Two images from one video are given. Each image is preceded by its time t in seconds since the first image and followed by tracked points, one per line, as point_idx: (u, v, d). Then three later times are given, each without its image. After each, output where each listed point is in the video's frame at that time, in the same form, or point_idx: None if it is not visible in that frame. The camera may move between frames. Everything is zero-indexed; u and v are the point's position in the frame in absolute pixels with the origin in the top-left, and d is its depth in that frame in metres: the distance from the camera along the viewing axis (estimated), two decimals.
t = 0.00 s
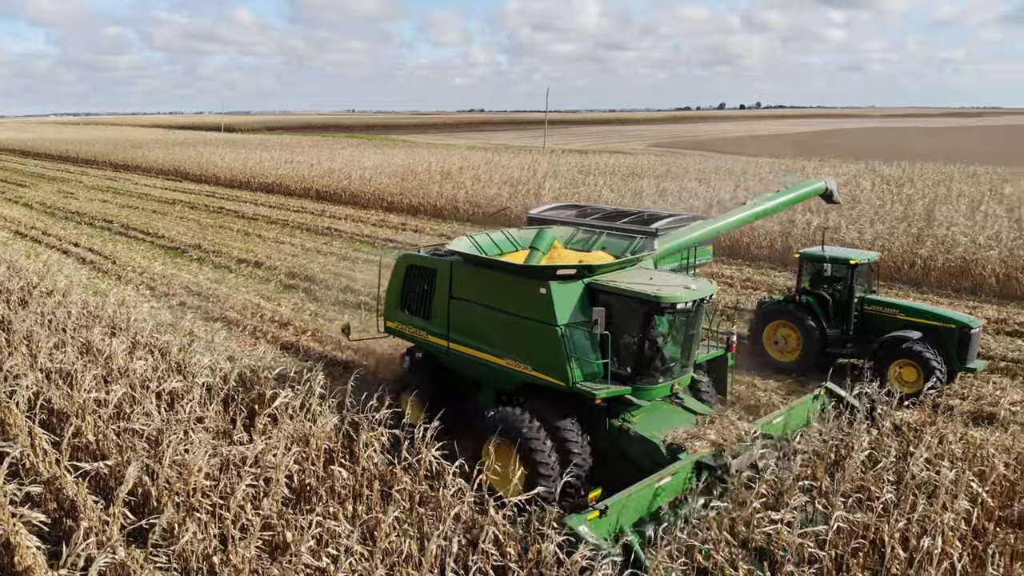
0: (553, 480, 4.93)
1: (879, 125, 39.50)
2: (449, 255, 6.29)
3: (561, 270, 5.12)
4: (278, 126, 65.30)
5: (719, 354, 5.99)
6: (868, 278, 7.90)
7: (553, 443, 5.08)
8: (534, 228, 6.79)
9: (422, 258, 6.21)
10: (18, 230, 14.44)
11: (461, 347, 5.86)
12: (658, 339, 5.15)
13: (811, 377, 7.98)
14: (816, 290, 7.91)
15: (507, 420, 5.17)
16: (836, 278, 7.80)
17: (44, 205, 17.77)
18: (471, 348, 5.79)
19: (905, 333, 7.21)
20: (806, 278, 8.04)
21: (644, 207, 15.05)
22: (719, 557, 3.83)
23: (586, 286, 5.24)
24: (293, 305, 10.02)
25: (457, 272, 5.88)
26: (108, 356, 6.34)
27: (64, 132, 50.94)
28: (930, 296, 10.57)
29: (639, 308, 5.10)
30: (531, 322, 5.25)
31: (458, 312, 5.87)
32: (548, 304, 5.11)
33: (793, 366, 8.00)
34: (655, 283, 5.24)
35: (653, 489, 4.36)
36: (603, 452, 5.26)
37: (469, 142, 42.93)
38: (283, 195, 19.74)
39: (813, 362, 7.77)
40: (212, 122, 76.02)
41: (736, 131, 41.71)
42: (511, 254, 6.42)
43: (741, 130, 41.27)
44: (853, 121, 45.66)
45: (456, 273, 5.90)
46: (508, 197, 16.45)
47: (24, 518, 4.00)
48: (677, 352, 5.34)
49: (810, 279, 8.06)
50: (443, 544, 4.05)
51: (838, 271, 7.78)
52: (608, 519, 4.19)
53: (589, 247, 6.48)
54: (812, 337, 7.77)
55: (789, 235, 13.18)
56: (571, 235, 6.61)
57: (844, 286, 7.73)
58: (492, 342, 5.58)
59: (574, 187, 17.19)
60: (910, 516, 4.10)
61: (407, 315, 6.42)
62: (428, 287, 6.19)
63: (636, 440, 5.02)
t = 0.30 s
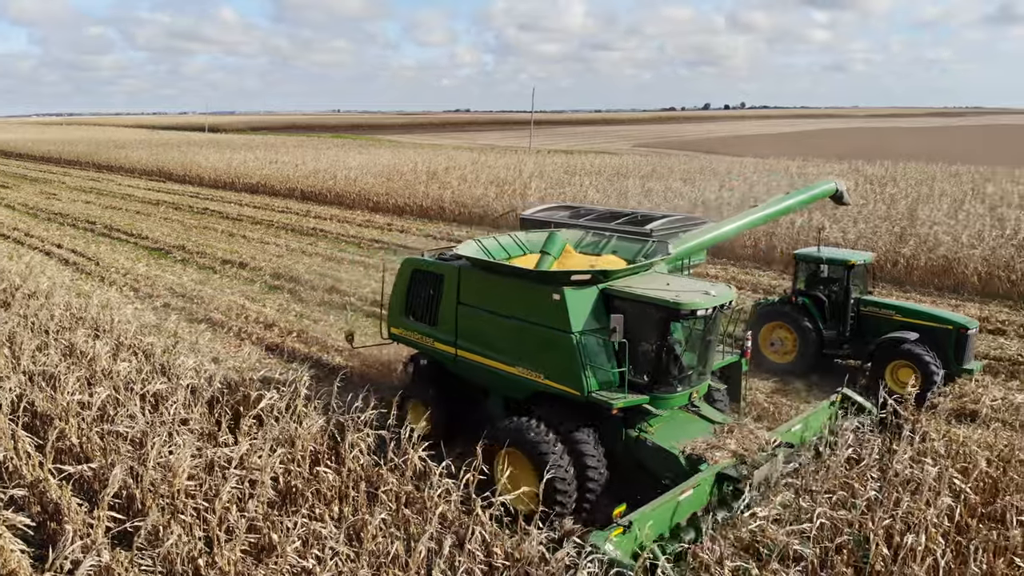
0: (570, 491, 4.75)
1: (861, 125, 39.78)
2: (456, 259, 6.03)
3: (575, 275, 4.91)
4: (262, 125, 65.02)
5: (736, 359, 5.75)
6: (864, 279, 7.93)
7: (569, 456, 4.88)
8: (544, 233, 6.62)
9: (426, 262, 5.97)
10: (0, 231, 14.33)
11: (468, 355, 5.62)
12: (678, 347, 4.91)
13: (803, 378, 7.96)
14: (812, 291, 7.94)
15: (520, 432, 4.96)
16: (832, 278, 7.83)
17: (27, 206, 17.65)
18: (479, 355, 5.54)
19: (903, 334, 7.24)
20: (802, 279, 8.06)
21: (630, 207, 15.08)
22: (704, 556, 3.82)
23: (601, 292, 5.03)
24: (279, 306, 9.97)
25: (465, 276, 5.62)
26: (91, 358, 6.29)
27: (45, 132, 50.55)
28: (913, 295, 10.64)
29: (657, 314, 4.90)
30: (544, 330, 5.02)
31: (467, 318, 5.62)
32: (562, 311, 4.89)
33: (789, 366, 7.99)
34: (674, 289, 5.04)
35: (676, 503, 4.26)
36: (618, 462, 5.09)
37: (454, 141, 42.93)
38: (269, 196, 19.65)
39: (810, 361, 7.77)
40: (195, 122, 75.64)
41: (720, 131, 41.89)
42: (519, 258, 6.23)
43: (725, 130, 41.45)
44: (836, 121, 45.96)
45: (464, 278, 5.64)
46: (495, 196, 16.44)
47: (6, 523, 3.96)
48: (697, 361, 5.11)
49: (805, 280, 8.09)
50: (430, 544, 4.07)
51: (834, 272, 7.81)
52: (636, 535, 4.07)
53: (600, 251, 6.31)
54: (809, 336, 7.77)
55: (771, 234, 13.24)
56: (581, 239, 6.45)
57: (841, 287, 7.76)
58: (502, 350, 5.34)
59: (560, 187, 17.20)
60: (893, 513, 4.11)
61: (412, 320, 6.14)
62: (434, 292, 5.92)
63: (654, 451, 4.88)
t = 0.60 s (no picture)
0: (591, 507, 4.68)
1: (844, 125, 40.00)
2: (463, 264, 5.97)
3: (590, 281, 4.86)
4: (246, 125, 64.69)
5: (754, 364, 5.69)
6: (860, 279, 7.96)
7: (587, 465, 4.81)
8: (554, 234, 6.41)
9: (434, 268, 5.93)
10: None
11: (479, 362, 5.57)
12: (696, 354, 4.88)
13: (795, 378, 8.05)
14: (809, 291, 7.98)
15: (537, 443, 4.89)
16: (828, 279, 7.87)
17: (8, 207, 17.48)
18: (489, 362, 5.50)
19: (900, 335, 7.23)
20: (799, 280, 8.11)
21: (616, 207, 15.11)
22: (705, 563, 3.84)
23: (617, 297, 4.99)
24: (264, 307, 9.93)
25: (474, 283, 5.57)
26: (75, 361, 6.25)
27: (26, 133, 50.09)
28: (896, 293, 10.73)
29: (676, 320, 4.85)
30: (558, 336, 4.97)
31: (476, 325, 5.57)
32: (576, 318, 4.84)
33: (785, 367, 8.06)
34: (692, 294, 4.99)
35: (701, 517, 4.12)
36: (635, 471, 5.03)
37: (440, 141, 42.89)
38: (254, 196, 19.54)
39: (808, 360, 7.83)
40: (178, 122, 75.19)
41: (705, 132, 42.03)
42: (528, 262, 6.05)
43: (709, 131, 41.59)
44: (818, 121, 46.20)
45: (472, 285, 5.58)
46: (482, 195, 16.43)
47: None
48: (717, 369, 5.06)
49: (801, 281, 8.13)
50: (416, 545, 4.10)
51: (831, 272, 7.85)
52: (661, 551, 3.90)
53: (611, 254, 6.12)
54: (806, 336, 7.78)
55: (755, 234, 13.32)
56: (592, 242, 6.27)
57: (838, 287, 7.81)
58: (515, 358, 5.30)
59: (546, 187, 17.20)
60: (877, 509, 4.13)
61: (420, 327, 6.10)
62: (442, 299, 5.88)
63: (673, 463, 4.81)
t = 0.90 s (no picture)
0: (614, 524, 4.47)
1: (827, 125, 40.25)
2: (473, 270, 5.70)
3: (609, 287, 4.62)
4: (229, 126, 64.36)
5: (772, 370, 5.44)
6: (856, 280, 7.90)
7: (607, 479, 4.60)
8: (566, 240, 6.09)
9: (441, 273, 5.69)
10: None
11: (489, 371, 5.33)
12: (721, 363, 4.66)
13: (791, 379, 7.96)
14: (805, 292, 7.89)
15: (553, 456, 4.67)
16: (825, 281, 7.78)
17: None
18: (501, 372, 5.25)
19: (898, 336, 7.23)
20: (795, 281, 8.00)
21: (602, 207, 15.12)
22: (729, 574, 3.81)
23: (635, 303, 4.76)
24: (249, 309, 9.87)
25: (488, 289, 5.30)
26: (58, 364, 6.19)
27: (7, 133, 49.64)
28: (880, 293, 10.79)
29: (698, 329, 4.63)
30: (575, 345, 4.74)
31: (489, 333, 5.30)
32: (596, 326, 4.59)
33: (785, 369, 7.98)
34: (712, 301, 4.78)
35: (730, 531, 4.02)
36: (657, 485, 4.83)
37: (425, 141, 42.91)
38: (239, 197, 19.45)
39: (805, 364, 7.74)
40: (164, 122, 74.78)
41: (689, 132, 42.20)
42: (539, 267, 5.75)
43: (693, 131, 41.76)
44: (801, 122, 46.46)
45: (485, 290, 5.32)
46: (468, 196, 16.39)
47: None
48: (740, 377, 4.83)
49: (798, 282, 8.02)
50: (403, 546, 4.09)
51: (828, 274, 7.75)
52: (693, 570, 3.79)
53: (625, 259, 5.80)
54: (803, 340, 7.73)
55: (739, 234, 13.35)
56: (604, 246, 5.94)
57: (834, 289, 7.72)
58: (531, 367, 5.04)
59: (532, 187, 17.19)
60: (864, 508, 4.15)
61: (428, 335, 5.82)
62: (453, 305, 5.61)
63: (698, 474, 4.65)
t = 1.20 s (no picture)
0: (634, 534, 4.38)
1: (808, 125, 40.46)
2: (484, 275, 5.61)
3: (631, 293, 4.56)
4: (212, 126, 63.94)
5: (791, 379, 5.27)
6: (852, 281, 7.78)
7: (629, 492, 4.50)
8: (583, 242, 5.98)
9: (453, 278, 5.57)
10: None
11: (503, 379, 5.22)
12: (745, 371, 4.63)
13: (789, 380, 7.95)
14: (801, 293, 7.83)
15: (574, 470, 4.56)
16: (821, 282, 7.73)
17: None
18: (515, 380, 5.15)
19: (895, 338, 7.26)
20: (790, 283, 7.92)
21: (587, 207, 15.13)
22: None
23: (657, 310, 4.71)
24: (233, 310, 9.81)
25: (500, 294, 5.21)
26: (41, 367, 6.13)
27: None
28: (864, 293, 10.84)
29: (723, 336, 4.59)
30: (594, 354, 4.65)
31: (501, 340, 5.21)
32: (618, 333, 4.52)
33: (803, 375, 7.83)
34: (735, 307, 4.74)
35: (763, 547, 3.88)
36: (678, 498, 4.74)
37: (410, 141, 42.86)
38: (223, 198, 19.31)
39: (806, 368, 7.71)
40: (145, 122, 74.26)
41: (673, 133, 42.30)
42: (550, 272, 5.64)
43: (677, 132, 41.88)
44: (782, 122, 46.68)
45: (498, 296, 5.23)
46: (453, 196, 16.33)
47: None
48: (763, 386, 4.84)
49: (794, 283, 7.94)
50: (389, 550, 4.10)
51: (824, 275, 7.68)
52: None
53: (639, 263, 5.72)
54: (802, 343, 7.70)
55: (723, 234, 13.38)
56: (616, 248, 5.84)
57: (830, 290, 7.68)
58: (545, 376, 4.94)
59: (517, 187, 17.17)
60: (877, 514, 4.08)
61: (438, 341, 5.73)
62: (463, 311, 5.52)
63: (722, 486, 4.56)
